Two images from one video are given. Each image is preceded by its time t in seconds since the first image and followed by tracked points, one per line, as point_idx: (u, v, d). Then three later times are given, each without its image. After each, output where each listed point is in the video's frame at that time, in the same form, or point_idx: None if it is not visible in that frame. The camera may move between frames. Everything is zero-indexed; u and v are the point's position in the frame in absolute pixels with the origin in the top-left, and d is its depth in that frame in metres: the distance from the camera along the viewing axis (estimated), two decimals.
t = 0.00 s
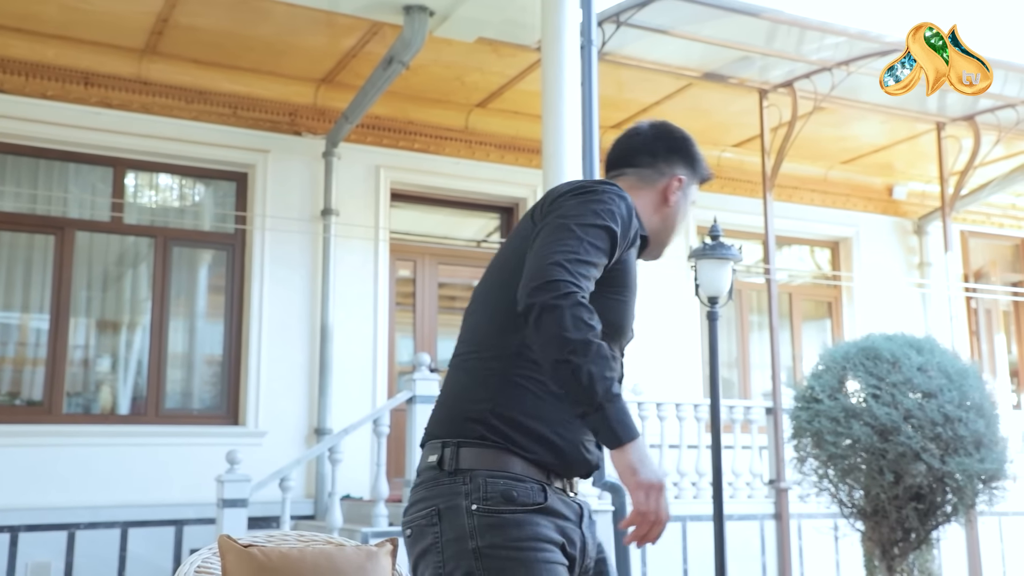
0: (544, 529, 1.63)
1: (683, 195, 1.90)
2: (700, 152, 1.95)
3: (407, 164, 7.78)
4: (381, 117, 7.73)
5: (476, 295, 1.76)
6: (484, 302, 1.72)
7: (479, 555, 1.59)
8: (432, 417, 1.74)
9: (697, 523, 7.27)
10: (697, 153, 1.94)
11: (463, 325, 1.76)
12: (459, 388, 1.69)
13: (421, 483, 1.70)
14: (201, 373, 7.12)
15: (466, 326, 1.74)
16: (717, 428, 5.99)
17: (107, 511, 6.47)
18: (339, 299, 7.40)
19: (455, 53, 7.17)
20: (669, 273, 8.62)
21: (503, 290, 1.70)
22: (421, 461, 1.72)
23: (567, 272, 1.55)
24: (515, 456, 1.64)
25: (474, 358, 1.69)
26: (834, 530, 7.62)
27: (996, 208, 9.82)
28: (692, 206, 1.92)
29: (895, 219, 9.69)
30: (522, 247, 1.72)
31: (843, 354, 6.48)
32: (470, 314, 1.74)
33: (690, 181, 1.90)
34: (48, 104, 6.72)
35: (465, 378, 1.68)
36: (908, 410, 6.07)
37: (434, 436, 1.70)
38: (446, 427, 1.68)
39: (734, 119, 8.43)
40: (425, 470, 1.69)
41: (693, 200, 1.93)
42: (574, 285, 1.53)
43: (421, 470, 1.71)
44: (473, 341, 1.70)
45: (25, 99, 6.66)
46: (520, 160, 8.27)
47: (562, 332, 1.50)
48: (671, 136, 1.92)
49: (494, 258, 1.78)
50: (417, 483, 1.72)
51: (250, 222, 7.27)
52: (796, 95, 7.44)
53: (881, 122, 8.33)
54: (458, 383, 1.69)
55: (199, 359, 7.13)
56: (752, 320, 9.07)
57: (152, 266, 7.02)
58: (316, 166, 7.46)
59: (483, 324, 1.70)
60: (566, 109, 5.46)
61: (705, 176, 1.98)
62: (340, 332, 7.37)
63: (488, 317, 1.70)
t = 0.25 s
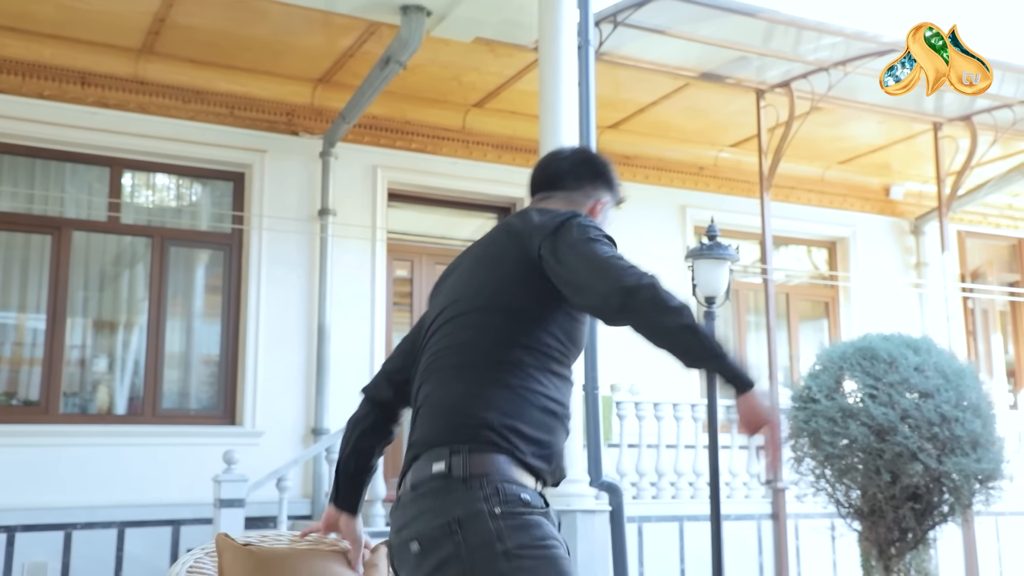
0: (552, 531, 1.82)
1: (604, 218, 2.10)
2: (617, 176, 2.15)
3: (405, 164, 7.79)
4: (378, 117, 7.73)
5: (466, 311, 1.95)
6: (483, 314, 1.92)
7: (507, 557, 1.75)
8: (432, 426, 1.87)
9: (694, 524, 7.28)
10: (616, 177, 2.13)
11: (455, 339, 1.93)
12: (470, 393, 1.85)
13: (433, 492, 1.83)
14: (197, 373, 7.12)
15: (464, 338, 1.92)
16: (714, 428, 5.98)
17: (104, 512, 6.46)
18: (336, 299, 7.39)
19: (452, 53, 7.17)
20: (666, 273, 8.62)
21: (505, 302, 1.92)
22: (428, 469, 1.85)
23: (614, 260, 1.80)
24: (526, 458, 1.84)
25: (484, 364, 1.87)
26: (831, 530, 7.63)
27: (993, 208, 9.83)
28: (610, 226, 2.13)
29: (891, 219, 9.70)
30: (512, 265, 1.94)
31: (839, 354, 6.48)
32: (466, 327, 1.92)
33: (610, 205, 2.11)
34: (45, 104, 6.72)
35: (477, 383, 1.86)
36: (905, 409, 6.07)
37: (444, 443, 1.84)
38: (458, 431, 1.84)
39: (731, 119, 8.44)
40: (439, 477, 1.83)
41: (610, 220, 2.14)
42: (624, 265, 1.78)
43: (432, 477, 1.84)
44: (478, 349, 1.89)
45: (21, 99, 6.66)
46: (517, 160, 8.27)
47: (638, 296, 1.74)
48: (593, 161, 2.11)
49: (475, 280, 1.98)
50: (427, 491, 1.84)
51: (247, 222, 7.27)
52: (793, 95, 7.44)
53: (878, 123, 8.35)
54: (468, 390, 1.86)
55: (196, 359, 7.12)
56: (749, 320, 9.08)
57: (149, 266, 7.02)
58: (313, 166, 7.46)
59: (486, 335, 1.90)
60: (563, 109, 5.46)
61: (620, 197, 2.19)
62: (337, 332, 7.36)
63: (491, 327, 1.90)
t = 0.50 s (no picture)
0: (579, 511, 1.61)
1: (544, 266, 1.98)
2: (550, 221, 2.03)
3: (402, 164, 7.75)
4: (375, 116, 7.68)
5: (425, 323, 1.68)
6: (446, 322, 1.65)
7: (551, 534, 1.51)
8: (410, 444, 1.59)
9: (693, 525, 7.21)
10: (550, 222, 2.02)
11: (418, 356, 1.65)
12: (453, 402, 1.59)
13: (431, 508, 1.55)
14: (194, 374, 7.07)
15: (433, 348, 1.64)
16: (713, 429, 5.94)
17: (99, 513, 6.41)
18: (333, 299, 7.35)
19: (450, 52, 7.13)
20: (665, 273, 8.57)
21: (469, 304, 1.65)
22: (415, 487, 1.57)
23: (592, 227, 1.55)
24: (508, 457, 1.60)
25: (462, 373, 1.61)
26: (831, 532, 7.59)
27: (994, 208, 9.79)
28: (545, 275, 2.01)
29: (891, 219, 9.66)
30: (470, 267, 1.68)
31: (839, 354, 6.44)
32: (432, 339, 1.65)
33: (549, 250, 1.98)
34: (39, 102, 6.68)
35: (455, 394, 1.60)
36: (905, 410, 6.03)
37: (430, 455, 1.57)
38: (449, 445, 1.56)
39: (730, 118, 8.39)
40: (433, 490, 1.55)
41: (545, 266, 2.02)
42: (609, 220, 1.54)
43: (421, 494, 1.56)
44: (448, 360, 1.62)
45: (16, 98, 6.62)
46: (516, 160, 8.23)
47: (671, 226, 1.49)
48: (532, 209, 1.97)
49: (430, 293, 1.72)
50: (418, 508, 1.56)
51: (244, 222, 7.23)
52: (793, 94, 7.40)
53: (879, 122, 8.31)
54: (451, 400, 1.59)
55: (193, 359, 7.08)
56: (748, 320, 9.04)
57: (145, 266, 6.98)
58: (310, 166, 7.41)
59: (458, 341, 1.63)
60: (562, 107, 5.41)
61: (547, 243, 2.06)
62: (335, 332, 7.32)
63: (460, 332, 1.63)
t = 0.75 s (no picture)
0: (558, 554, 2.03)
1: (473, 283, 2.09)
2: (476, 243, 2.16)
3: (401, 163, 7.75)
4: (375, 116, 7.68)
5: (434, 362, 1.84)
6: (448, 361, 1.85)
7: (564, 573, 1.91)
8: (459, 473, 1.79)
9: (692, 525, 7.21)
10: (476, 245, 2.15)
11: (433, 397, 1.82)
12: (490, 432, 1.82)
13: (496, 529, 1.78)
14: (193, 373, 7.07)
15: (453, 388, 1.83)
16: (712, 428, 5.93)
17: (98, 513, 6.41)
18: (333, 298, 7.35)
19: (450, 52, 7.13)
20: (664, 272, 8.57)
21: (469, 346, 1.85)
22: (479, 507, 1.78)
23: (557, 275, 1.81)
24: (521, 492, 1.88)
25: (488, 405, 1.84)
26: (830, 531, 7.59)
27: (992, 208, 9.79)
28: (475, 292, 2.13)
29: (891, 218, 9.66)
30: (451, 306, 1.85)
31: (838, 354, 6.44)
32: (451, 377, 1.83)
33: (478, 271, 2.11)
34: (38, 102, 6.68)
35: (483, 427, 1.81)
36: (904, 410, 6.03)
37: (496, 479, 1.80)
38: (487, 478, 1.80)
39: (730, 118, 8.40)
40: (502, 511, 1.80)
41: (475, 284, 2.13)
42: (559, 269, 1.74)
43: (489, 513, 1.79)
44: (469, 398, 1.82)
45: (15, 97, 6.62)
46: (515, 159, 8.23)
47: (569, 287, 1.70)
48: (464, 232, 2.09)
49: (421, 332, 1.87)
50: (487, 524, 1.78)
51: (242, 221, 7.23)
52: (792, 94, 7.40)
53: (878, 121, 8.31)
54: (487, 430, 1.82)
55: (192, 359, 7.08)
56: (747, 320, 9.03)
57: (144, 266, 6.98)
58: (309, 165, 7.41)
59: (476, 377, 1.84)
60: (561, 107, 5.40)
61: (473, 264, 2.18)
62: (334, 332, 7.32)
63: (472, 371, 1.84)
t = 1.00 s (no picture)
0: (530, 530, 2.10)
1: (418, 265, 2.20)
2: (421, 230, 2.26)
3: (403, 161, 7.72)
4: (376, 113, 7.64)
5: (435, 334, 1.95)
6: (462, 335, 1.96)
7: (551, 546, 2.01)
8: (469, 440, 1.90)
9: (696, 524, 7.18)
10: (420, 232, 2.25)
11: (438, 364, 1.93)
12: (494, 402, 1.94)
13: (506, 493, 1.91)
14: (195, 372, 7.04)
15: (456, 358, 1.94)
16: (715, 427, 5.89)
17: (100, 512, 6.39)
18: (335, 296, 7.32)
19: (451, 48, 7.10)
20: (667, 270, 8.52)
21: (469, 324, 1.98)
22: (491, 473, 1.91)
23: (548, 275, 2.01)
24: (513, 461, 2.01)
25: (490, 377, 1.96)
26: (835, 530, 7.54)
27: (999, 205, 9.73)
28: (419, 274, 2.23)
29: (896, 215, 9.60)
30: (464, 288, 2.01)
31: (843, 352, 6.39)
32: (454, 348, 1.95)
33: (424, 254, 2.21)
34: (38, 99, 6.65)
35: (494, 398, 1.94)
36: (910, 408, 5.99)
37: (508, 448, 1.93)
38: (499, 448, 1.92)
39: (734, 115, 8.35)
40: (510, 480, 1.92)
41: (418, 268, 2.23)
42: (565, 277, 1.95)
43: (498, 480, 1.91)
44: (471, 370, 1.94)
45: (15, 95, 6.60)
46: (517, 156, 8.18)
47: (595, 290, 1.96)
48: (409, 215, 2.20)
49: (420, 305, 1.98)
50: (496, 492, 1.91)
51: (244, 219, 7.20)
52: (796, 90, 7.35)
53: (883, 118, 8.26)
54: (492, 400, 1.94)
55: (193, 357, 7.04)
56: (751, 318, 8.99)
57: (145, 264, 6.95)
58: (311, 163, 7.39)
59: (478, 351, 1.97)
60: (564, 103, 5.35)
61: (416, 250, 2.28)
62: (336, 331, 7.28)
63: (473, 346, 1.97)
